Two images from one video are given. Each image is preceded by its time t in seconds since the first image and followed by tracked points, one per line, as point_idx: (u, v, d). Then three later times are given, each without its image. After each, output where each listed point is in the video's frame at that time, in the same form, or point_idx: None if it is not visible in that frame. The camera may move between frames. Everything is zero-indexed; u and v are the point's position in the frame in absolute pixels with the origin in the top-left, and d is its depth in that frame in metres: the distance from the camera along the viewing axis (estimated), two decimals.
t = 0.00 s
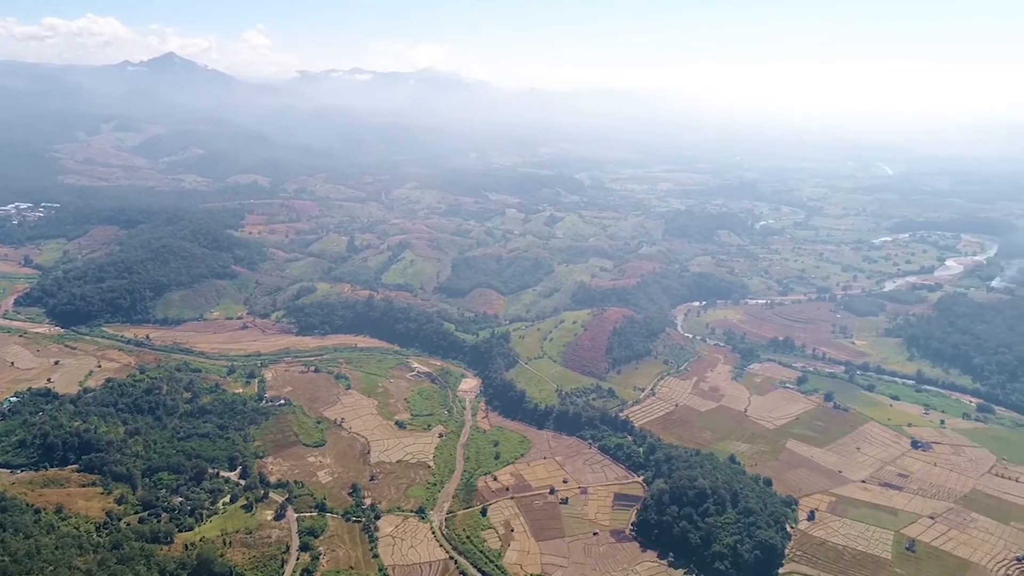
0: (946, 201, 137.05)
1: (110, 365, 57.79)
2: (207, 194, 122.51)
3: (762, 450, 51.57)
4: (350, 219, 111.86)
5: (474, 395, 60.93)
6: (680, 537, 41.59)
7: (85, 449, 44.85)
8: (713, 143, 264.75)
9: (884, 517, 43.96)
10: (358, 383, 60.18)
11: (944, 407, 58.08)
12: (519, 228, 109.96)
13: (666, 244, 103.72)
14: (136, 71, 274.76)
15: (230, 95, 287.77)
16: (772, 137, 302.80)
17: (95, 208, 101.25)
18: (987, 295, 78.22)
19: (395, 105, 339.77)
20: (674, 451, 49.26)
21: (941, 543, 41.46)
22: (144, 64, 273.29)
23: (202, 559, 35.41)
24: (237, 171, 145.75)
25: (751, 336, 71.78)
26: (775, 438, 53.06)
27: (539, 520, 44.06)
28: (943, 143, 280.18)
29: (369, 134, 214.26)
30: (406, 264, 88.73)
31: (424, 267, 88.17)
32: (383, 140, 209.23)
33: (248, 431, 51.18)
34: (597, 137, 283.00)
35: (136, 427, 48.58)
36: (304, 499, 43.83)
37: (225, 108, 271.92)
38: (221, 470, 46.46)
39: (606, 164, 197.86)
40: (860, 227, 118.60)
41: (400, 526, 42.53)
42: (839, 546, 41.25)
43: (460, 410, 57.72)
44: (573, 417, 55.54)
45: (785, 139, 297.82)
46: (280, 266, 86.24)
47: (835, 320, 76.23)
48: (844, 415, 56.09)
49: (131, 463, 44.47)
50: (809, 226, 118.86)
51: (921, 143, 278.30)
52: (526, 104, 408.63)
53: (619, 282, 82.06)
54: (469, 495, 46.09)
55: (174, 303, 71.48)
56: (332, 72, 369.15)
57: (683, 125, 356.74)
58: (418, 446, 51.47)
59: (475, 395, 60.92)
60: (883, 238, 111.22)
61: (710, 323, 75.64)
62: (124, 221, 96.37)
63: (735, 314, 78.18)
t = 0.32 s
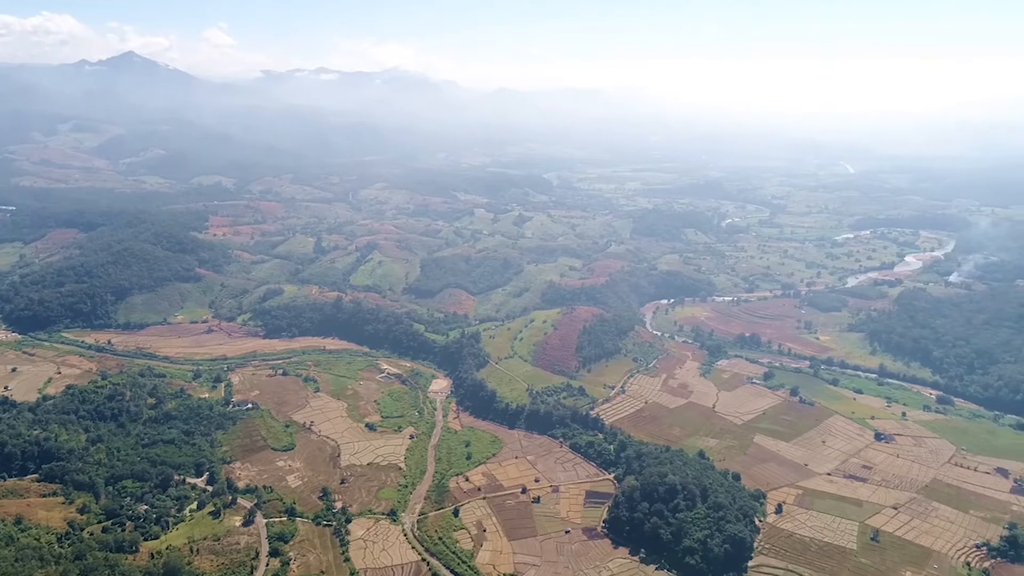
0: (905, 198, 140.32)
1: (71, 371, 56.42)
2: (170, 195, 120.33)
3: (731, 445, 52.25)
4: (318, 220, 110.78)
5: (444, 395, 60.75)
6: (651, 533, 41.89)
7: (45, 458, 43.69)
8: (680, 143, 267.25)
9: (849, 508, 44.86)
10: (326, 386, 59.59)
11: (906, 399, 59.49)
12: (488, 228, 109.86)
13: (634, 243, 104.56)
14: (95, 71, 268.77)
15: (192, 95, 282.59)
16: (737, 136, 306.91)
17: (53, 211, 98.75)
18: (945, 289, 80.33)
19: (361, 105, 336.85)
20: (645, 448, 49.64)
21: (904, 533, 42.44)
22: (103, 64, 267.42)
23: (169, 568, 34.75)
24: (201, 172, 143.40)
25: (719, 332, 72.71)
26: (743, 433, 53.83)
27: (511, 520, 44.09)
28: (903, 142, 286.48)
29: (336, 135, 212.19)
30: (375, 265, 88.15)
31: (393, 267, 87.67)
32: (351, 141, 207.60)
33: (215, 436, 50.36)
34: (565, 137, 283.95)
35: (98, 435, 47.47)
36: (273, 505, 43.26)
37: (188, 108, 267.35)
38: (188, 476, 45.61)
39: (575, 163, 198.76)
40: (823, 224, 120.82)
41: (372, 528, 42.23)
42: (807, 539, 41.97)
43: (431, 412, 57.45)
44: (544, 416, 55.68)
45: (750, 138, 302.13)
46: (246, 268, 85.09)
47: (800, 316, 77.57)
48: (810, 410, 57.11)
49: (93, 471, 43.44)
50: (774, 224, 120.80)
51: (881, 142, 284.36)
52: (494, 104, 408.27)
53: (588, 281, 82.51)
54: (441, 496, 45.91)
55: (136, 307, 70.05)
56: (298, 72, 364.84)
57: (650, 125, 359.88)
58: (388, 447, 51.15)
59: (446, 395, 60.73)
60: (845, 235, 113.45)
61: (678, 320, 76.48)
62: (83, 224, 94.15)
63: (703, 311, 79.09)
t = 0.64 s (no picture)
0: (871, 196, 142.89)
1: (35, 377, 55.12)
2: (137, 197, 118.22)
3: (704, 441, 52.79)
4: (290, 221, 109.63)
5: (419, 396, 60.49)
6: (627, 530, 42.13)
7: (9, 467, 42.67)
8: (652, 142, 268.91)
9: (821, 501, 45.56)
10: (300, 389, 59.02)
11: (874, 393, 60.63)
12: (461, 228, 109.57)
13: (607, 242, 105.07)
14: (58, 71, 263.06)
15: (159, 94, 277.78)
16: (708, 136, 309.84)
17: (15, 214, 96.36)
18: (911, 285, 81.94)
19: (333, 105, 333.87)
20: (620, 446, 49.93)
21: (874, 524, 43.23)
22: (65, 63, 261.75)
23: None
24: (170, 173, 141.02)
25: (692, 330, 73.38)
26: (716, 429, 54.37)
27: (488, 520, 44.04)
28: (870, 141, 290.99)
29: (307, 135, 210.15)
30: (348, 266, 87.51)
31: (367, 269, 87.07)
32: (322, 141, 205.76)
33: (186, 441, 49.60)
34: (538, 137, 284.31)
35: (65, 442, 46.46)
36: (247, 509, 42.77)
37: (155, 108, 262.77)
38: (158, 482, 44.86)
39: (548, 162, 199.05)
40: (792, 222, 122.49)
41: (347, 531, 41.93)
42: (780, 532, 42.53)
43: (406, 413, 57.18)
44: (519, 415, 55.69)
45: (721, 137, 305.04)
46: (217, 270, 83.92)
47: (771, 312, 78.62)
48: (781, 405, 57.90)
49: (60, 479, 42.54)
50: (745, 222, 122.19)
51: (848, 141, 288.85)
52: (467, 105, 407.23)
53: (562, 280, 82.72)
54: (417, 498, 45.71)
55: (104, 311, 68.71)
56: (268, 71, 360.50)
57: (623, 125, 361.85)
58: (363, 450, 50.81)
59: (421, 396, 60.49)
60: (814, 233, 115.22)
61: (651, 318, 77.04)
62: (47, 226, 92.04)
63: (675, 309, 79.74)
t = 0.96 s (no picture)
0: (833, 194, 145.72)
1: None
2: (98, 199, 115.61)
3: (674, 437, 53.34)
4: (256, 223, 108.18)
5: (390, 398, 60.13)
6: (599, 528, 42.30)
7: None
8: (619, 142, 270.54)
9: (788, 495, 46.31)
10: (267, 393, 58.24)
11: (839, 388, 61.83)
12: (430, 229, 109.12)
13: (576, 242, 105.58)
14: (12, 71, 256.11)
15: (119, 95, 272.00)
16: (674, 135, 312.87)
17: None
18: (872, 281, 83.77)
19: (299, 105, 329.94)
20: (591, 444, 50.15)
21: (840, 516, 44.10)
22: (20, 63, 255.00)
23: None
24: (131, 174, 138.25)
25: (660, 328, 74.08)
26: (686, 425, 54.95)
27: (460, 521, 43.94)
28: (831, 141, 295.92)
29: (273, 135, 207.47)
30: (316, 268, 86.63)
31: (335, 270, 86.30)
32: (288, 141, 203.39)
33: (151, 448, 48.59)
34: (507, 136, 284.61)
35: (24, 451, 45.24)
36: (214, 516, 42.09)
37: (114, 108, 257.08)
38: (122, 491, 43.87)
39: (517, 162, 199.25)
40: (758, 220, 124.34)
41: (318, 536, 41.51)
42: (748, 526, 43.15)
43: (376, 415, 56.80)
44: (490, 415, 55.66)
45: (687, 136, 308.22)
46: (181, 273, 82.44)
47: (738, 309, 79.75)
48: (749, 401, 58.73)
49: (19, 489, 41.40)
50: (711, 221, 123.70)
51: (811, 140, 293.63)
52: (435, 105, 405.68)
53: (532, 280, 82.91)
54: (388, 500, 45.42)
55: (63, 317, 67.07)
56: (232, 71, 355.11)
57: (591, 125, 363.99)
58: (333, 453, 50.33)
59: (391, 398, 60.15)
60: (778, 230, 117.13)
61: (620, 317, 77.62)
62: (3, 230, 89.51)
63: (644, 307, 80.42)
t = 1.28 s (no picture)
0: (797, 192, 148.14)
1: None
2: (56, 201, 112.83)
3: (643, 434, 53.82)
4: (220, 225, 106.52)
5: (359, 401, 59.67)
6: (571, 526, 42.47)
7: None
8: (587, 142, 271.90)
9: (757, 489, 46.99)
10: (234, 397, 57.37)
11: (804, 382, 62.91)
12: (399, 229, 108.54)
13: (545, 241, 105.91)
14: None
15: (76, 95, 265.76)
16: (641, 134, 315.31)
17: None
18: (835, 277, 85.47)
19: (263, 106, 325.54)
20: (562, 443, 50.35)
21: (807, 508, 44.88)
22: None
23: None
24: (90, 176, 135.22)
25: (629, 326, 74.66)
26: (655, 422, 55.44)
27: (432, 522, 43.76)
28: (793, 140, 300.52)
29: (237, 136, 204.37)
30: (283, 270, 85.63)
31: (302, 272, 85.41)
32: (253, 142, 200.65)
33: (114, 455, 47.55)
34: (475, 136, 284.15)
35: None
36: (181, 523, 41.36)
37: (71, 108, 251.05)
38: (84, 500, 42.86)
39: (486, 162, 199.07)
40: (723, 218, 125.99)
41: (288, 541, 41.01)
42: (718, 521, 43.70)
43: (346, 417, 56.32)
44: (461, 416, 55.51)
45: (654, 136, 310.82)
46: (143, 276, 80.84)
47: (705, 306, 80.72)
48: (717, 396, 59.48)
49: None
50: (678, 219, 125.01)
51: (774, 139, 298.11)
52: (402, 106, 403.57)
53: (502, 279, 82.97)
54: (359, 503, 45.04)
55: (20, 322, 65.29)
56: (194, 71, 349.10)
57: (559, 125, 365.33)
58: (303, 457, 49.77)
59: (361, 400, 59.70)
60: (743, 228, 118.83)
61: (590, 315, 78.05)
62: None
63: (613, 306, 80.97)
